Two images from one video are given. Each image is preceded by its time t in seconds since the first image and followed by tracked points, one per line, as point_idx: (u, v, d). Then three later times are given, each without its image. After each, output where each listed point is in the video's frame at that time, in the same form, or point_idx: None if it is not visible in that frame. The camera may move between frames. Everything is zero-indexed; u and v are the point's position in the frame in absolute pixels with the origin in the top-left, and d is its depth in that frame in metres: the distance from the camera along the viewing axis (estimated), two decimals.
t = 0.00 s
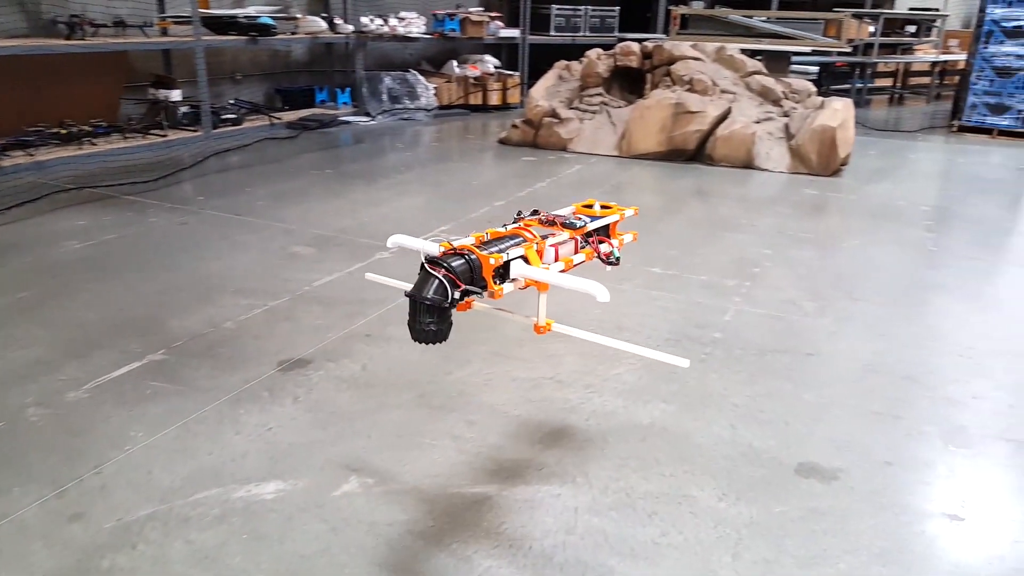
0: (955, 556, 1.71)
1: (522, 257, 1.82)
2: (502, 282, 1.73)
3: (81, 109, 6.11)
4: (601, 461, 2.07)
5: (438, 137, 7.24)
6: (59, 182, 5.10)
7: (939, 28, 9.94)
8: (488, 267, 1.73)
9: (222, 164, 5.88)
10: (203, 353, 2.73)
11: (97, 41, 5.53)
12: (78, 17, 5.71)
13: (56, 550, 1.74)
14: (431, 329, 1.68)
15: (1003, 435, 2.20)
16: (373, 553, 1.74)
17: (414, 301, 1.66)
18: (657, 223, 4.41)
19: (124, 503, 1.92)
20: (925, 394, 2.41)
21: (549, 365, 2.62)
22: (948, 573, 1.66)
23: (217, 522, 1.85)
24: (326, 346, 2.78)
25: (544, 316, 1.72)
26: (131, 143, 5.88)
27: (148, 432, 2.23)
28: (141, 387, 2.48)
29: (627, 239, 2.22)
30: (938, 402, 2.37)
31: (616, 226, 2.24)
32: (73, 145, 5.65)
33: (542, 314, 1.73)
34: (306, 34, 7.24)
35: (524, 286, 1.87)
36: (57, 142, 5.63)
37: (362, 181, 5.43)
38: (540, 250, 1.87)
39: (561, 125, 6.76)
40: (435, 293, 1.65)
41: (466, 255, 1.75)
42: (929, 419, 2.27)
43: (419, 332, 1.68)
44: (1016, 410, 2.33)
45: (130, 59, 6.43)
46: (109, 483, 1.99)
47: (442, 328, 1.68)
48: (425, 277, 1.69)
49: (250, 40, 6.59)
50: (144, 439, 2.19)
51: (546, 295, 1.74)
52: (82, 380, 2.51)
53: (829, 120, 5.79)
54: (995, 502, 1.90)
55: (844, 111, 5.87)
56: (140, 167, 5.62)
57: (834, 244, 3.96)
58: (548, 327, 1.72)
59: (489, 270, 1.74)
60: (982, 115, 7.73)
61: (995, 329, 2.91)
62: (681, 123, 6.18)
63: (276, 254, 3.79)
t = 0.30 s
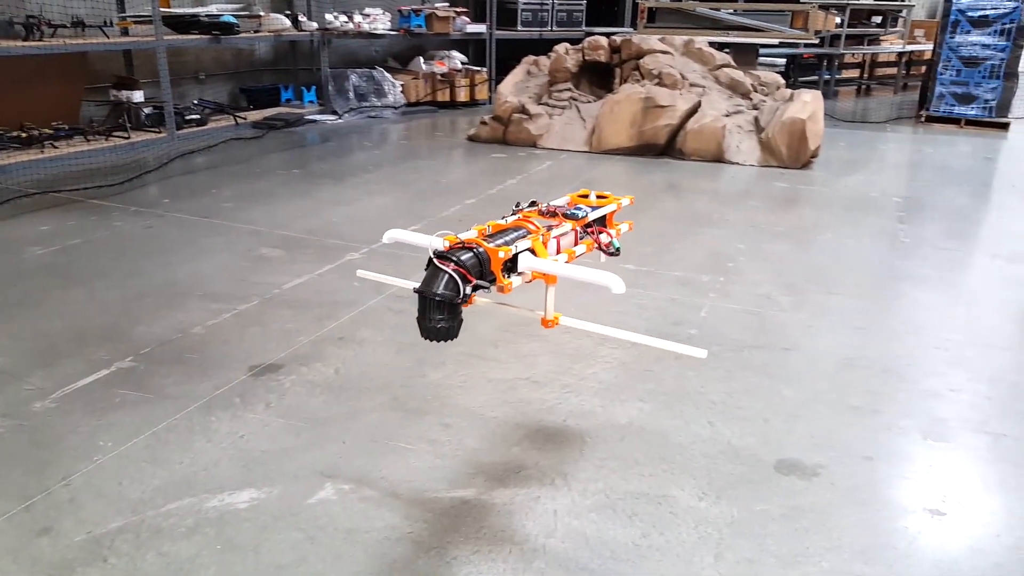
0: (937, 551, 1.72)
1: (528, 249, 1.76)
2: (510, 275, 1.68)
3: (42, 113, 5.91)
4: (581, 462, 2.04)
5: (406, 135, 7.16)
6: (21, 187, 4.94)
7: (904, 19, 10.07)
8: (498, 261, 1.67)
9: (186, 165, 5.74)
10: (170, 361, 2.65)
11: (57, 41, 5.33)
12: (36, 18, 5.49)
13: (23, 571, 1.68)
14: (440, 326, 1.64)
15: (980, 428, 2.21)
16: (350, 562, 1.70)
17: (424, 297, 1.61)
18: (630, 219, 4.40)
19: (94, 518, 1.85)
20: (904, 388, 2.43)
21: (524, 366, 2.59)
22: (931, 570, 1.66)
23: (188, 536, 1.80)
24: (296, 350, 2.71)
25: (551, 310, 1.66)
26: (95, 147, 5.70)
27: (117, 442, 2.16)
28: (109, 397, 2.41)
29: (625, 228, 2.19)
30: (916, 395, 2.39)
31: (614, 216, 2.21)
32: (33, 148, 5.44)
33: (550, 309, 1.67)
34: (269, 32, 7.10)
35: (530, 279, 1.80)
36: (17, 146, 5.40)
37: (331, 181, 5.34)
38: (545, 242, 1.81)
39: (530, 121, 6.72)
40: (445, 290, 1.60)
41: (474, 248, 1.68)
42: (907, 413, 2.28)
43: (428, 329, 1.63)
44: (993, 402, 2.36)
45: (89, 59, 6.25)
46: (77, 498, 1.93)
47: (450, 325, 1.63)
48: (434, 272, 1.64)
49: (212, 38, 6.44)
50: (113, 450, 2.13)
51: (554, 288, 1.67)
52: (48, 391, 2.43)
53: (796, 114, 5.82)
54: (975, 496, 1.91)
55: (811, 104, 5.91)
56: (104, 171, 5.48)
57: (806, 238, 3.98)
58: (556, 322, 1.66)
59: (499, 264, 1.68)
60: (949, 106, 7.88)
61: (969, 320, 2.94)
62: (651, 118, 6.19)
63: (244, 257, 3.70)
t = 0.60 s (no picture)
0: (929, 551, 1.71)
1: (542, 239, 1.76)
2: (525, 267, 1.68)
3: (23, 112, 5.82)
4: (568, 462, 2.02)
5: (392, 131, 7.11)
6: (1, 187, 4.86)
7: (889, 10, 10.08)
8: (512, 251, 1.68)
9: (170, 164, 5.67)
10: (153, 362, 2.61)
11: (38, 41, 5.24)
12: (16, 17, 5.42)
13: None
14: (456, 318, 1.62)
15: (970, 423, 2.21)
16: (334, 567, 1.68)
17: (440, 289, 1.61)
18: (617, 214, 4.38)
19: (74, 525, 1.82)
20: (894, 384, 2.42)
21: (510, 365, 2.56)
22: (923, 570, 1.65)
23: (171, 542, 1.77)
24: (280, 351, 2.68)
25: (565, 301, 1.67)
26: (78, 146, 5.63)
27: (99, 446, 2.13)
28: (90, 400, 2.37)
29: (626, 220, 2.23)
30: (906, 391, 2.38)
31: (616, 207, 2.23)
32: (16, 148, 5.34)
33: (563, 300, 1.68)
34: (252, 29, 7.01)
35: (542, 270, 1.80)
36: None
37: (316, 179, 5.29)
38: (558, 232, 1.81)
39: (516, 116, 6.69)
40: (461, 281, 1.61)
41: (488, 239, 1.70)
42: (898, 409, 2.28)
43: (444, 321, 1.62)
44: (983, 397, 2.35)
45: (71, 58, 6.16)
46: (58, 504, 1.89)
47: (467, 317, 1.62)
48: (450, 264, 1.65)
49: (195, 36, 6.36)
50: (95, 454, 2.09)
51: (568, 280, 1.68)
52: (29, 395, 2.39)
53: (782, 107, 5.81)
54: (966, 494, 1.90)
55: (797, 97, 5.90)
56: (86, 172, 5.40)
57: (793, 231, 3.98)
58: (569, 313, 1.67)
59: (514, 254, 1.68)
60: (934, 97, 7.90)
61: (957, 313, 2.95)
62: (636, 112, 6.17)
63: (228, 256, 3.65)
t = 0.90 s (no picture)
0: (908, 565, 1.70)
1: (550, 241, 1.75)
2: (533, 269, 1.68)
3: (12, 104, 5.75)
4: (548, 470, 2.00)
5: (385, 131, 7.08)
6: None
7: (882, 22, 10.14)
8: (522, 252, 1.67)
9: (159, 159, 5.62)
10: (132, 360, 2.57)
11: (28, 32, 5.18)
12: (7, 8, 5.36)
13: None
14: (465, 320, 1.61)
15: (952, 437, 2.21)
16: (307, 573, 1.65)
17: (450, 290, 1.60)
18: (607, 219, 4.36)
19: (44, 525, 1.79)
20: (876, 395, 2.42)
21: (493, 369, 2.54)
22: None
23: (141, 544, 1.74)
24: (261, 351, 2.65)
25: (572, 304, 1.73)
26: (65, 139, 5.57)
27: (72, 444, 2.09)
28: (66, 397, 2.33)
29: (625, 222, 2.23)
30: (888, 403, 2.38)
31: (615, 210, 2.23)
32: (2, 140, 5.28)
33: (569, 303, 1.74)
34: (246, 25, 6.96)
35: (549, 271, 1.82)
36: None
37: (305, 177, 5.26)
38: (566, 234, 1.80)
39: (509, 119, 6.67)
40: (472, 281, 1.59)
41: (498, 240, 1.68)
42: (879, 421, 2.27)
43: (453, 323, 1.61)
44: (965, 410, 2.35)
45: (62, 50, 6.10)
46: (28, 503, 1.86)
47: (476, 319, 1.61)
48: (461, 265, 1.63)
49: (188, 31, 6.32)
50: (68, 453, 2.06)
51: (575, 282, 1.73)
52: (3, 391, 2.35)
53: (774, 116, 5.82)
54: (946, 508, 1.89)
55: (789, 107, 5.92)
56: (73, 165, 5.34)
57: (781, 240, 3.98)
58: (576, 316, 1.73)
59: (523, 256, 1.68)
60: (925, 110, 7.96)
61: (941, 326, 2.95)
62: (629, 118, 6.17)
63: (212, 253, 3.61)
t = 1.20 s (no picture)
0: (894, 565, 1.69)
1: (557, 243, 1.72)
2: (542, 270, 1.69)
3: None
4: (535, 474, 1.99)
5: (374, 133, 7.05)
6: None
7: (869, 23, 10.20)
8: (530, 255, 1.65)
9: (145, 163, 5.58)
10: (115, 366, 2.54)
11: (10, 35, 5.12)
12: None
13: None
14: (477, 324, 1.59)
15: (938, 436, 2.21)
16: None
17: (461, 293, 1.58)
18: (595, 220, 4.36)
19: (23, 535, 1.76)
20: (862, 395, 2.42)
21: (480, 373, 2.53)
22: None
23: (122, 553, 1.71)
24: (246, 356, 2.62)
25: (578, 306, 1.70)
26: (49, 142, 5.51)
27: (53, 452, 2.06)
28: (47, 405, 2.30)
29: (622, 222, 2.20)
30: (875, 402, 2.38)
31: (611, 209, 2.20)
32: None
33: (575, 304, 1.71)
34: (233, 28, 6.92)
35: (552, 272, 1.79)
36: None
37: (292, 180, 5.23)
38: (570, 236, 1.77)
39: (497, 121, 6.66)
40: (483, 284, 1.57)
41: (508, 242, 1.67)
42: (865, 421, 2.27)
43: (464, 327, 1.59)
44: (950, 409, 2.35)
45: (46, 53, 6.04)
46: (6, 513, 1.83)
47: (488, 323, 1.58)
48: (472, 268, 1.61)
49: (174, 34, 6.27)
50: (48, 461, 2.02)
51: (580, 283, 1.71)
52: None
53: (761, 117, 5.84)
54: (932, 507, 1.89)
55: (775, 108, 5.93)
56: (57, 169, 5.29)
57: (768, 241, 3.98)
58: (582, 318, 1.70)
59: (532, 259, 1.66)
60: (911, 110, 8.01)
61: (927, 325, 2.96)
62: (617, 120, 6.17)
63: (198, 257, 3.58)
